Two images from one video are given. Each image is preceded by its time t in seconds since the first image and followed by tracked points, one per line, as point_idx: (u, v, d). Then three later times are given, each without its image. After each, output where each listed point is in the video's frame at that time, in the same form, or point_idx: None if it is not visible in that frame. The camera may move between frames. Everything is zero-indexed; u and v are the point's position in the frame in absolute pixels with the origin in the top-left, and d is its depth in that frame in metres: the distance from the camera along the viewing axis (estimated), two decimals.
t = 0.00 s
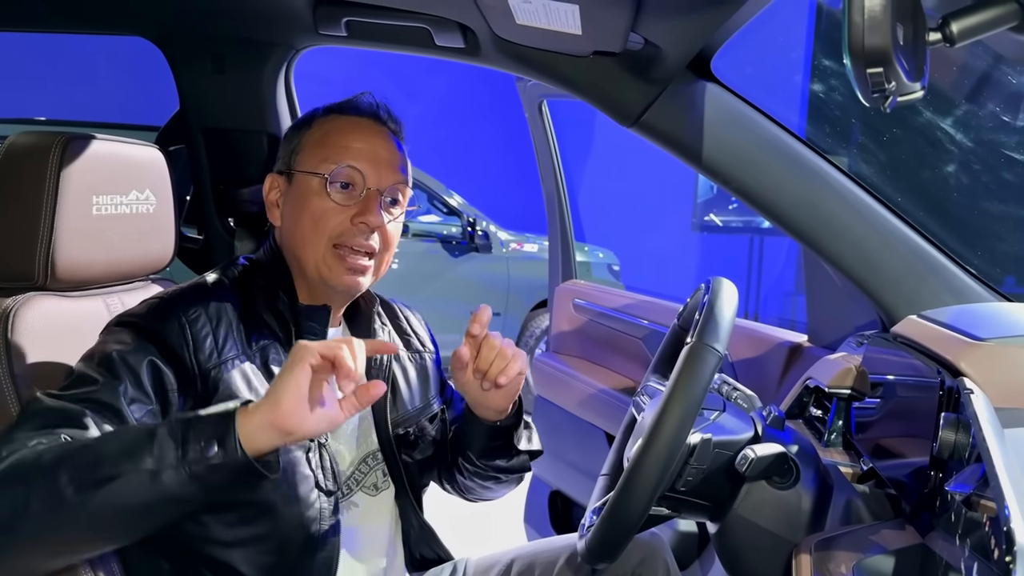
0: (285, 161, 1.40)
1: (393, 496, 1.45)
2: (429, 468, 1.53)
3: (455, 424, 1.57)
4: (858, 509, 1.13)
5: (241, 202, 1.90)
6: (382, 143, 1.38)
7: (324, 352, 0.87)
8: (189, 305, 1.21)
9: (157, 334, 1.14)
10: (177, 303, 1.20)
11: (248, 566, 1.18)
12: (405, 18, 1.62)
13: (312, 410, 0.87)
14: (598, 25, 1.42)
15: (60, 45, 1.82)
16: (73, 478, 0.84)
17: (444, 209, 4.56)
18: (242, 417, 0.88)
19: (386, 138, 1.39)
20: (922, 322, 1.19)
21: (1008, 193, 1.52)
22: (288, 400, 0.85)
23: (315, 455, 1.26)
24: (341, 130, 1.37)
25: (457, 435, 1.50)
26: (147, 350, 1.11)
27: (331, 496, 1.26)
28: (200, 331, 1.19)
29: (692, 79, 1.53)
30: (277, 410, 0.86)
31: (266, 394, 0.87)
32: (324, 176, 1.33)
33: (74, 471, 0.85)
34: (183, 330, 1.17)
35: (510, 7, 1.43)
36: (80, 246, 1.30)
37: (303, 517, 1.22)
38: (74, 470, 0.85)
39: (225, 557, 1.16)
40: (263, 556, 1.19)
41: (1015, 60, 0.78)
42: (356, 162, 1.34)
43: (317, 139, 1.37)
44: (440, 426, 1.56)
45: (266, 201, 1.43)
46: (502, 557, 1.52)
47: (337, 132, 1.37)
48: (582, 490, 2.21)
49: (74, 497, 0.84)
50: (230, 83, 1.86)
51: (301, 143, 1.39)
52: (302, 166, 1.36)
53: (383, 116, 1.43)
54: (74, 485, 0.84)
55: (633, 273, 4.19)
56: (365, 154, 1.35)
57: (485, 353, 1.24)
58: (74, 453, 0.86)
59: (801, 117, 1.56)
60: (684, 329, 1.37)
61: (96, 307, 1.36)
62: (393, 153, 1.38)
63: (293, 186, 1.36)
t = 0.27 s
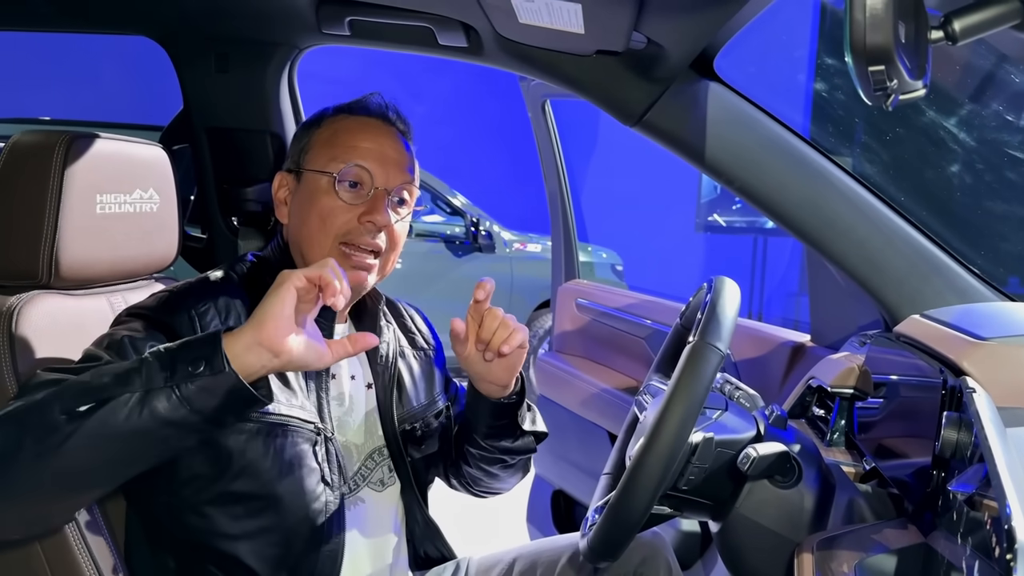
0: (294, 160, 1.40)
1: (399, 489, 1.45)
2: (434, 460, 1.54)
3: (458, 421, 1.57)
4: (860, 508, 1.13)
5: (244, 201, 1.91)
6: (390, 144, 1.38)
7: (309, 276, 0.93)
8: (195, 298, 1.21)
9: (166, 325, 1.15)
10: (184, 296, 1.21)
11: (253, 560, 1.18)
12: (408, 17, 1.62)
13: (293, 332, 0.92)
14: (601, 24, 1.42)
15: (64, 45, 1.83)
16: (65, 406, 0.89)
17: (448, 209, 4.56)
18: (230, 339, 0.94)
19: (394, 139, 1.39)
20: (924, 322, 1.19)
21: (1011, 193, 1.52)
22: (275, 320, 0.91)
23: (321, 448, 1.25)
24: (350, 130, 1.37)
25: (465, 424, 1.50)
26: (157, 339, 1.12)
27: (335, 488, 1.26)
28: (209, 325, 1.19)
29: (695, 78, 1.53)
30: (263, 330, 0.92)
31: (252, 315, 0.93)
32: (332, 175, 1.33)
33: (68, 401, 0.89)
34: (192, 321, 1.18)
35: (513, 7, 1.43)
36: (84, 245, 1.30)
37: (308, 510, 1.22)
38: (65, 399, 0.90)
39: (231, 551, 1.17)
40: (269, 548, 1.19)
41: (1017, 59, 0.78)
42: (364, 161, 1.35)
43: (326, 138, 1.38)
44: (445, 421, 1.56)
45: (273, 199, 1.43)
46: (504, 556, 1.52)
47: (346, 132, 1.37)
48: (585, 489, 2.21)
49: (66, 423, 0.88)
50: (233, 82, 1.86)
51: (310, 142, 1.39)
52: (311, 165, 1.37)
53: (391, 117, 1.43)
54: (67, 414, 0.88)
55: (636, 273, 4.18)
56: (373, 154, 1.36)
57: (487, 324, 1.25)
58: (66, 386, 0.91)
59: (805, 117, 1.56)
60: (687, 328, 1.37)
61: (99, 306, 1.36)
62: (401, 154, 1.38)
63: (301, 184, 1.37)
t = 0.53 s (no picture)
0: (296, 156, 1.40)
1: (396, 485, 1.44)
2: (431, 461, 1.54)
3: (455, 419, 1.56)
4: (859, 505, 1.12)
5: (245, 198, 1.91)
6: (393, 143, 1.38)
7: (320, 328, 0.90)
8: (193, 295, 1.22)
9: (164, 325, 1.16)
10: (181, 293, 1.21)
11: (251, 555, 1.18)
12: (408, 14, 1.62)
13: (294, 387, 0.89)
14: (600, 20, 1.42)
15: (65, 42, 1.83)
16: (63, 442, 0.88)
17: (451, 208, 4.57)
18: (234, 383, 0.93)
19: (396, 138, 1.39)
20: (925, 319, 1.18)
21: (1012, 189, 1.51)
22: (278, 374, 0.89)
23: (320, 444, 1.26)
24: (353, 128, 1.37)
25: (458, 426, 1.50)
26: (155, 337, 1.13)
27: (334, 485, 1.26)
28: (207, 323, 1.20)
29: (695, 75, 1.53)
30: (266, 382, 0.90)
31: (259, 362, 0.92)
32: (333, 173, 1.34)
33: (67, 437, 0.89)
34: (190, 319, 1.18)
35: (512, 3, 1.42)
36: (84, 240, 1.30)
37: (306, 507, 1.22)
38: (64, 432, 0.89)
39: (230, 546, 1.17)
40: (267, 543, 1.19)
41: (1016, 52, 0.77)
42: (366, 161, 1.35)
43: (328, 136, 1.37)
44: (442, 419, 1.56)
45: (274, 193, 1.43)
46: (503, 552, 1.52)
47: (348, 129, 1.37)
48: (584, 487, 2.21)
49: (64, 459, 0.88)
50: (234, 79, 1.86)
51: (313, 138, 1.39)
52: (312, 162, 1.36)
53: (394, 115, 1.43)
54: (65, 450, 0.88)
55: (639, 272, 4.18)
56: (375, 153, 1.35)
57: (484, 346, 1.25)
58: (66, 417, 0.90)
59: (805, 114, 1.56)
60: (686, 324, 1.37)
61: (98, 302, 1.36)
62: (403, 153, 1.38)
63: (303, 181, 1.37)
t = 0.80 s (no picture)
0: (290, 154, 1.40)
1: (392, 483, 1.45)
2: (426, 463, 1.55)
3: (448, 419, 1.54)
4: (852, 502, 1.12)
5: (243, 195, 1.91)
6: (387, 139, 1.38)
7: (337, 399, 0.87)
8: (189, 292, 1.22)
9: (160, 322, 1.16)
10: (178, 290, 1.21)
11: (246, 551, 1.19)
12: (404, 11, 1.62)
13: (306, 451, 0.89)
14: (595, 17, 1.42)
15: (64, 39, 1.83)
16: (66, 469, 0.86)
17: (455, 207, 4.57)
18: (245, 435, 0.91)
19: (390, 133, 1.39)
20: (921, 317, 1.17)
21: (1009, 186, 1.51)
22: (289, 437, 0.87)
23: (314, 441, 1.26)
24: (347, 124, 1.37)
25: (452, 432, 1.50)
26: (151, 335, 1.13)
27: (328, 483, 1.25)
28: (203, 320, 1.20)
29: (691, 72, 1.53)
30: (274, 444, 0.87)
31: (270, 421, 0.89)
32: (328, 170, 1.34)
33: (72, 463, 0.87)
34: (186, 316, 1.19)
35: None
36: (80, 236, 1.31)
37: (301, 504, 1.21)
38: (70, 456, 0.87)
39: (226, 542, 1.18)
40: (262, 540, 1.19)
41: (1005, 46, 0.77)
42: (360, 157, 1.35)
43: (322, 133, 1.38)
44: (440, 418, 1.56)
45: (270, 192, 1.43)
46: (500, 549, 1.52)
47: (343, 126, 1.37)
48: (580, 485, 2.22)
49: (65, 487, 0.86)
50: (232, 76, 1.87)
51: (307, 136, 1.39)
52: (307, 159, 1.37)
53: (389, 111, 1.43)
54: (68, 477, 0.86)
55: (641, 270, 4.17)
56: (370, 149, 1.35)
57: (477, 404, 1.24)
58: (73, 442, 0.88)
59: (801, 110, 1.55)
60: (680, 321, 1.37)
61: (95, 298, 1.36)
62: (397, 149, 1.38)
63: (298, 178, 1.37)
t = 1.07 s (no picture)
0: (290, 153, 1.41)
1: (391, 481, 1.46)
2: (425, 461, 1.55)
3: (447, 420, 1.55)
4: (850, 503, 1.12)
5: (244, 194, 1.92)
6: (387, 138, 1.38)
7: (330, 391, 0.86)
8: (188, 291, 1.22)
9: (160, 321, 1.17)
10: (178, 289, 1.22)
11: (244, 549, 1.19)
12: (404, 11, 1.62)
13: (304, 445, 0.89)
14: (593, 16, 1.42)
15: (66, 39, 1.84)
16: (66, 467, 0.87)
17: (459, 206, 4.58)
18: (242, 432, 0.91)
19: (390, 133, 1.39)
20: (919, 316, 1.16)
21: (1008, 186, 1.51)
22: (285, 432, 0.87)
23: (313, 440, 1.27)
24: (346, 124, 1.37)
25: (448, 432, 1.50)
26: (152, 334, 1.14)
27: (327, 481, 1.26)
28: (203, 319, 1.21)
29: (691, 71, 1.53)
30: (271, 439, 0.88)
31: (267, 416, 0.89)
32: (327, 170, 1.34)
33: (71, 460, 0.87)
34: (186, 315, 1.19)
35: None
36: (80, 235, 1.31)
37: (299, 502, 1.22)
38: (70, 455, 0.87)
39: (225, 540, 1.18)
40: (260, 538, 1.20)
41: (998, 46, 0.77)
42: (359, 157, 1.35)
43: (322, 132, 1.38)
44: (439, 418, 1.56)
45: (269, 191, 1.44)
46: (499, 547, 1.52)
47: (342, 126, 1.37)
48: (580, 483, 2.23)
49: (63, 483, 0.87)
50: (232, 76, 1.87)
51: (307, 135, 1.39)
52: (307, 159, 1.37)
53: (388, 111, 1.43)
54: (68, 475, 0.87)
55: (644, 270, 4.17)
56: (369, 149, 1.36)
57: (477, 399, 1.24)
58: (72, 440, 0.89)
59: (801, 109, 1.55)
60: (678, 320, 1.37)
61: (95, 297, 1.37)
62: (397, 149, 1.39)
63: (297, 177, 1.37)
